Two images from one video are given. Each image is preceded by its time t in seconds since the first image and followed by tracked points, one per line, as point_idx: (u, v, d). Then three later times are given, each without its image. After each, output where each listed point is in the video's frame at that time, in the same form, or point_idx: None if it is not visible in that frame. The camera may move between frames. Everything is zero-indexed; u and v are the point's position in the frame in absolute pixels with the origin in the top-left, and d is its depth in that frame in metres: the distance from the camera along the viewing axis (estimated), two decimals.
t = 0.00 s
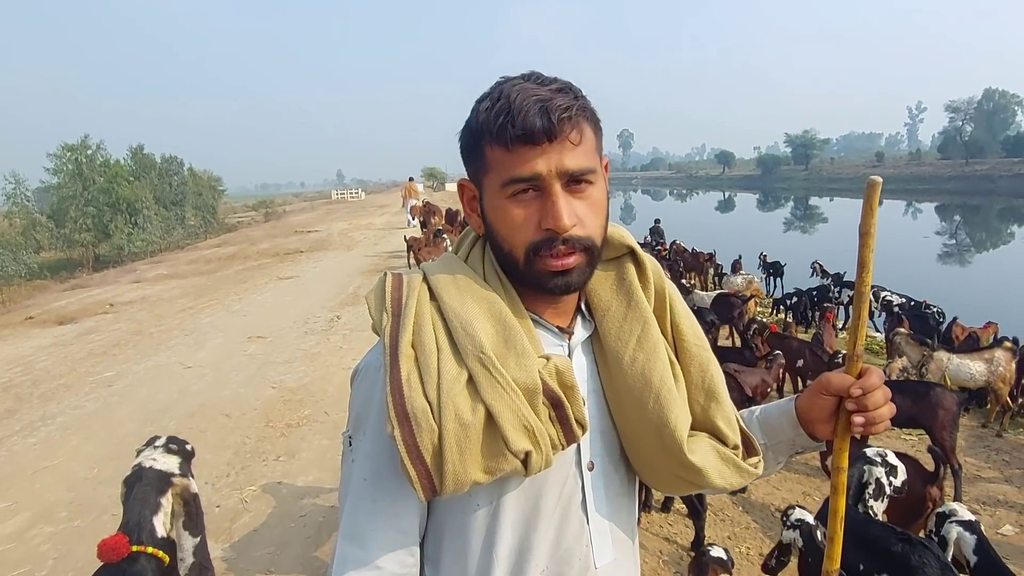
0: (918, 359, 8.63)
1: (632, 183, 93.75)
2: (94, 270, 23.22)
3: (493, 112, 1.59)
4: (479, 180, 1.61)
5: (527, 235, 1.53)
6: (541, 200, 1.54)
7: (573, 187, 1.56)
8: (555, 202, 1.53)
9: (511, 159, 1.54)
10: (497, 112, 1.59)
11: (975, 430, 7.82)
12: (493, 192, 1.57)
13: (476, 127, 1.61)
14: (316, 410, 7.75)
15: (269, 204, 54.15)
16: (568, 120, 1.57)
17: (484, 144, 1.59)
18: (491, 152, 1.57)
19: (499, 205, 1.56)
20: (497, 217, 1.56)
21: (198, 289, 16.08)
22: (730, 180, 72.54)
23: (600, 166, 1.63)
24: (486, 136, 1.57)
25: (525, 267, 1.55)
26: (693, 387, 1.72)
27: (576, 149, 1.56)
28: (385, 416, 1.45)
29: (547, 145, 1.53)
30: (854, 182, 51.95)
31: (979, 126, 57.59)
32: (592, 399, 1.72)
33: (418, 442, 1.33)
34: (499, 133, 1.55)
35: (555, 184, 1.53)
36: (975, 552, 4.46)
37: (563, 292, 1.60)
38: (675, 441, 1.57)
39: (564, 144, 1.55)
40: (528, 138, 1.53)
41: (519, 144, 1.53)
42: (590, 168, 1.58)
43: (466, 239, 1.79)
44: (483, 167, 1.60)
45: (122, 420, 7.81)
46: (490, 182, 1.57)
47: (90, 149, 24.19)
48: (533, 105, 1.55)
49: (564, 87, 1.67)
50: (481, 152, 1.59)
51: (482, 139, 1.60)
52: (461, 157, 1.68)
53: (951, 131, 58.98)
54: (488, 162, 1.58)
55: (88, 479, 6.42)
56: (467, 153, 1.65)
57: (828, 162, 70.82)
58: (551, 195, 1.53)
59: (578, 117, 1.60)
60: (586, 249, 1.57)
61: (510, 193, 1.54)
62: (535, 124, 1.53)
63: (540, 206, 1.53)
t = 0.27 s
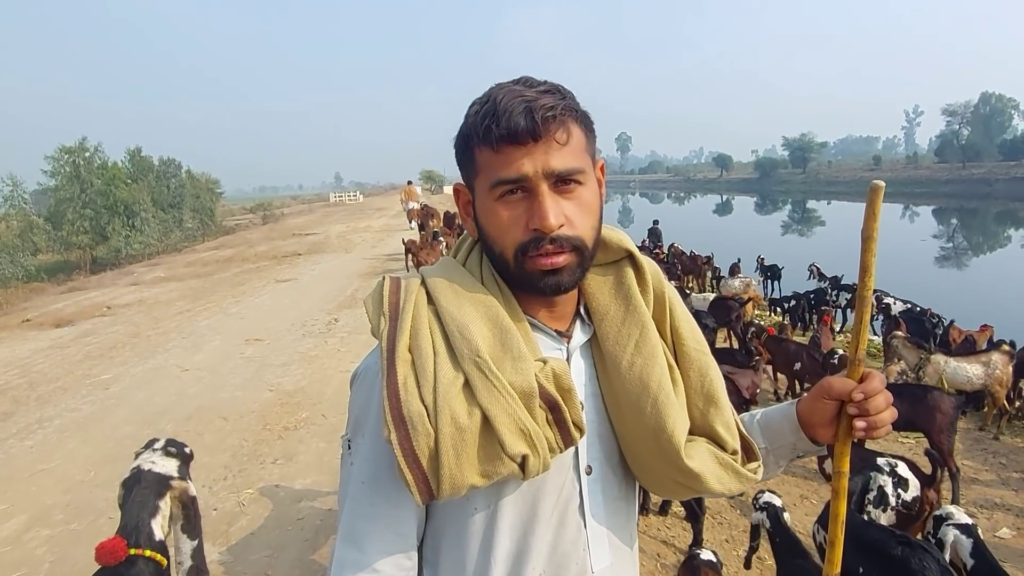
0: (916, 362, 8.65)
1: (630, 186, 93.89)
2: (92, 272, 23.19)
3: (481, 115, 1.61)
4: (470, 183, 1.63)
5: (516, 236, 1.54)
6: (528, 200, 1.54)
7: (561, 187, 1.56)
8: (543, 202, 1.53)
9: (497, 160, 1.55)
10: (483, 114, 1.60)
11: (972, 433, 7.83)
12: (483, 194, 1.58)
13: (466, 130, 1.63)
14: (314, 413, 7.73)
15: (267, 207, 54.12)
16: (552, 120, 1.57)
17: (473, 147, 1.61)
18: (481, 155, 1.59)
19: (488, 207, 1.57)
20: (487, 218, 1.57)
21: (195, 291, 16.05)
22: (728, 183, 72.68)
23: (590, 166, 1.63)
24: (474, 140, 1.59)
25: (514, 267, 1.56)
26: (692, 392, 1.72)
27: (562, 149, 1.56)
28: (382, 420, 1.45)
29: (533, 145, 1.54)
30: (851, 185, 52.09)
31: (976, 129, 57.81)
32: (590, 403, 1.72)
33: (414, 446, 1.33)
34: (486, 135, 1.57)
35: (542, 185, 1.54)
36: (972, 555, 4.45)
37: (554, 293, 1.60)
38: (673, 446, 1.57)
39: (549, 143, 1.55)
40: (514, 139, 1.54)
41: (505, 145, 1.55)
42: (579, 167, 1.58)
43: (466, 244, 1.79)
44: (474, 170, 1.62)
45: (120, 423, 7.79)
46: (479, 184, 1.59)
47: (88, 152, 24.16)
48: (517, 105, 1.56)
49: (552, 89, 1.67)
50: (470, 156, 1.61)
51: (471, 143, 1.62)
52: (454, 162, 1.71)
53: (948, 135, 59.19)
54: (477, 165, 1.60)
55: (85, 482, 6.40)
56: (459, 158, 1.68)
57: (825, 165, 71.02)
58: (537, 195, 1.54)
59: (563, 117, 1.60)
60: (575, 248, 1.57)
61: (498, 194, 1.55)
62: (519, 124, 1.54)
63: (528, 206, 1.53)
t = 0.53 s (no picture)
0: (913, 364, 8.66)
1: (628, 188, 94.03)
2: (89, 274, 23.16)
3: (479, 117, 1.62)
4: (467, 185, 1.64)
5: (512, 239, 1.55)
6: (523, 204, 1.54)
7: (556, 189, 1.56)
8: (537, 205, 1.54)
9: (493, 163, 1.56)
10: (481, 116, 1.61)
11: (969, 435, 7.85)
12: (479, 198, 1.59)
13: (464, 134, 1.64)
14: (312, 414, 7.73)
15: (265, 209, 54.10)
16: (548, 123, 1.57)
17: (470, 150, 1.62)
18: (478, 157, 1.59)
19: (484, 209, 1.58)
20: (483, 220, 1.58)
21: (193, 293, 16.03)
22: (726, 186, 72.85)
23: (586, 171, 1.62)
24: (471, 143, 1.60)
25: (508, 270, 1.56)
26: (691, 395, 1.72)
27: (557, 152, 1.56)
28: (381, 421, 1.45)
29: (528, 148, 1.54)
30: (849, 188, 52.24)
31: (973, 132, 58.03)
32: (588, 406, 1.72)
33: (413, 447, 1.33)
34: (482, 139, 1.57)
35: (537, 188, 1.54)
36: (969, 557, 4.45)
37: (548, 297, 1.60)
38: (671, 449, 1.57)
39: (545, 147, 1.55)
40: (509, 141, 1.54)
41: (500, 149, 1.55)
42: (574, 171, 1.58)
43: (465, 247, 1.80)
44: (471, 172, 1.62)
45: (117, 424, 7.77)
46: (475, 187, 1.60)
47: (86, 153, 24.14)
48: (511, 108, 1.56)
49: (551, 92, 1.67)
50: (467, 159, 1.62)
51: (468, 146, 1.63)
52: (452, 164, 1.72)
53: (945, 137, 59.39)
54: (474, 167, 1.61)
55: (82, 483, 6.38)
56: (457, 161, 1.68)
57: (823, 168, 71.21)
58: (531, 198, 1.54)
59: (559, 120, 1.59)
60: (569, 252, 1.56)
61: (494, 196, 1.56)
62: (514, 126, 1.54)
63: (522, 210, 1.54)
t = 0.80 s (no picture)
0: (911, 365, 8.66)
1: (626, 190, 94.14)
2: (86, 275, 23.10)
3: (488, 105, 1.64)
4: (469, 175, 1.65)
5: (503, 228, 1.55)
6: (520, 194, 1.55)
7: (553, 186, 1.56)
8: (534, 197, 1.54)
9: (495, 152, 1.57)
10: (490, 106, 1.63)
11: (967, 437, 7.86)
12: (479, 184, 1.60)
13: (474, 122, 1.66)
14: (310, 416, 7.72)
15: (263, 210, 54.06)
16: (554, 118, 1.58)
17: (477, 137, 1.64)
18: (482, 145, 1.61)
19: (482, 197, 1.59)
20: (479, 209, 1.59)
21: (191, 294, 16.01)
22: (724, 188, 72.95)
23: (589, 170, 1.63)
24: (478, 128, 1.62)
25: (499, 261, 1.56)
26: (689, 398, 1.72)
27: (560, 148, 1.57)
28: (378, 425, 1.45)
29: (531, 140, 1.55)
30: (847, 190, 52.34)
31: (970, 135, 58.16)
32: (585, 408, 1.72)
33: (407, 449, 1.33)
34: (489, 126, 1.59)
35: (535, 181, 1.55)
36: (967, 558, 4.48)
37: (536, 293, 1.59)
38: (668, 452, 1.57)
39: (548, 140, 1.56)
40: (513, 132, 1.56)
41: (505, 137, 1.57)
42: (574, 168, 1.58)
43: (463, 248, 1.80)
44: (475, 161, 1.64)
45: (114, 426, 7.75)
46: (476, 175, 1.61)
47: (83, 154, 24.10)
48: (522, 99, 1.58)
49: (563, 92, 1.69)
50: (472, 144, 1.64)
51: (476, 132, 1.64)
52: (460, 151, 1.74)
53: (943, 139, 59.51)
54: (477, 157, 1.62)
55: (78, 485, 6.36)
56: (465, 149, 1.70)
57: (821, 170, 71.33)
58: (529, 189, 1.55)
59: (566, 117, 1.61)
60: (561, 248, 1.55)
61: (492, 185, 1.57)
62: (519, 117, 1.56)
63: (518, 199, 1.54)
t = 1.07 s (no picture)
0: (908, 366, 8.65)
1: (625, 192, 94.23)
2: (84, 276, 23.06)
3: (506, 101, 1.63)
4: (479, 169, 1.64)
5: (512, 226, 1.54)
6: (532, 194, 1.55)
7: (566, 189, 1.57)
8: (546, 198, 1.54)
9: (510, 149, 1.57)
10: (509, 101, 1.63)
11: (965, 439, 7.87)
12: (491, 179, 1.59)
13: (489, 116, 1.65)
14: (308, 418, 7.71)
15: (261, 211, 54.01)
16: (574, 122, 1.59)
17: (491, 132, 1.63)
18: (496, 141, 1.60)
19: (491, 193, 1.58)
20: (488, 204, 1.58)
21: (189, 295, 15.99)
22: (722, 189, 73.07)
23: (600, 175, 1.64)
24: (494, 123, 1.61)
25: (503, 258, 1.56)
26: (687, 399, 1.72)
27: (576, 151, 1.58)
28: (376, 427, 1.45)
29: (548, 140, 1.56)
30: (844, 192, 52.44)
31: (968, 137, 58.31)
32: (584, 410, 1.72)
33: (405, 453, 1.32)
34: (505, 122, 1.59)
35: (549, 182, 1.55)
36: (966, 560, 4.50)
37: (538, 292, 1.58)
38: (665, 454, 1.57)
39: (565, 143, 1.57)
40: (531, 131, 1.56)
41: (523, 134, 1.56)
42: (587, 173, 1.59)
43: (462, 249, 1.80)
44: (486, 156, 1.63)
45: (112, 427, 7.73)
46: (487, 170, 1.60)
47: (81, 155, 24.06)
48: (544, 98, 1.58)
49: (582, 95, 1.70)
50: (486, 137, 1.62)
51: (492, 126, 1.63)
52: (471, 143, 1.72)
53: (940, 141, 59.63)
54: (490, 152, 1.62)
55: (76, 487, 6.34)
56: (476, 142, 1.69)
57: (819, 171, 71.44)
58: (541, 190, 1.55)
59: (584, 122, 1.62)
60: (567, 250, 1.56)
61: (504, 182, 1.56)
62: (540, 116, 1.56)
63: (530, 199, 1.54)
